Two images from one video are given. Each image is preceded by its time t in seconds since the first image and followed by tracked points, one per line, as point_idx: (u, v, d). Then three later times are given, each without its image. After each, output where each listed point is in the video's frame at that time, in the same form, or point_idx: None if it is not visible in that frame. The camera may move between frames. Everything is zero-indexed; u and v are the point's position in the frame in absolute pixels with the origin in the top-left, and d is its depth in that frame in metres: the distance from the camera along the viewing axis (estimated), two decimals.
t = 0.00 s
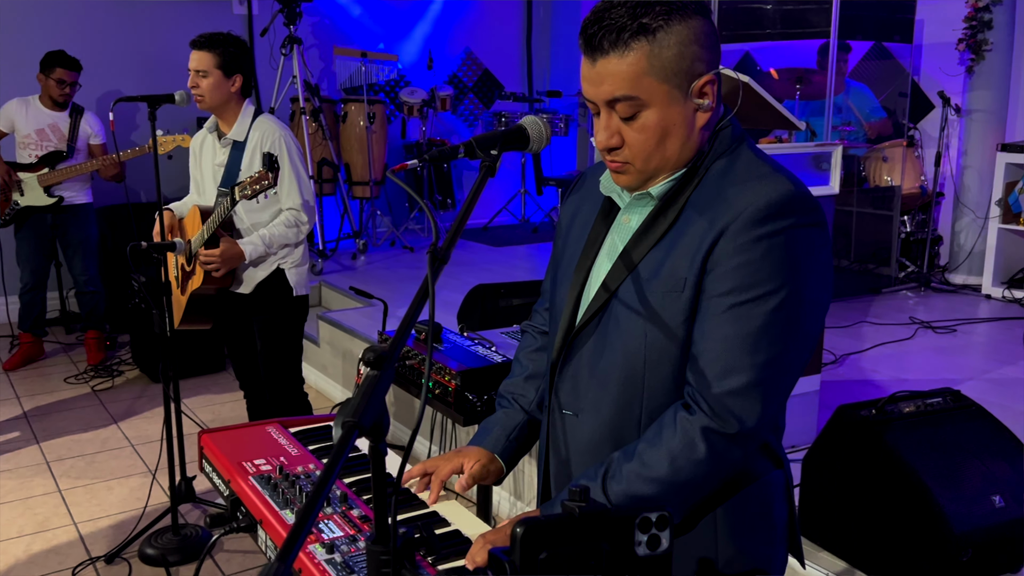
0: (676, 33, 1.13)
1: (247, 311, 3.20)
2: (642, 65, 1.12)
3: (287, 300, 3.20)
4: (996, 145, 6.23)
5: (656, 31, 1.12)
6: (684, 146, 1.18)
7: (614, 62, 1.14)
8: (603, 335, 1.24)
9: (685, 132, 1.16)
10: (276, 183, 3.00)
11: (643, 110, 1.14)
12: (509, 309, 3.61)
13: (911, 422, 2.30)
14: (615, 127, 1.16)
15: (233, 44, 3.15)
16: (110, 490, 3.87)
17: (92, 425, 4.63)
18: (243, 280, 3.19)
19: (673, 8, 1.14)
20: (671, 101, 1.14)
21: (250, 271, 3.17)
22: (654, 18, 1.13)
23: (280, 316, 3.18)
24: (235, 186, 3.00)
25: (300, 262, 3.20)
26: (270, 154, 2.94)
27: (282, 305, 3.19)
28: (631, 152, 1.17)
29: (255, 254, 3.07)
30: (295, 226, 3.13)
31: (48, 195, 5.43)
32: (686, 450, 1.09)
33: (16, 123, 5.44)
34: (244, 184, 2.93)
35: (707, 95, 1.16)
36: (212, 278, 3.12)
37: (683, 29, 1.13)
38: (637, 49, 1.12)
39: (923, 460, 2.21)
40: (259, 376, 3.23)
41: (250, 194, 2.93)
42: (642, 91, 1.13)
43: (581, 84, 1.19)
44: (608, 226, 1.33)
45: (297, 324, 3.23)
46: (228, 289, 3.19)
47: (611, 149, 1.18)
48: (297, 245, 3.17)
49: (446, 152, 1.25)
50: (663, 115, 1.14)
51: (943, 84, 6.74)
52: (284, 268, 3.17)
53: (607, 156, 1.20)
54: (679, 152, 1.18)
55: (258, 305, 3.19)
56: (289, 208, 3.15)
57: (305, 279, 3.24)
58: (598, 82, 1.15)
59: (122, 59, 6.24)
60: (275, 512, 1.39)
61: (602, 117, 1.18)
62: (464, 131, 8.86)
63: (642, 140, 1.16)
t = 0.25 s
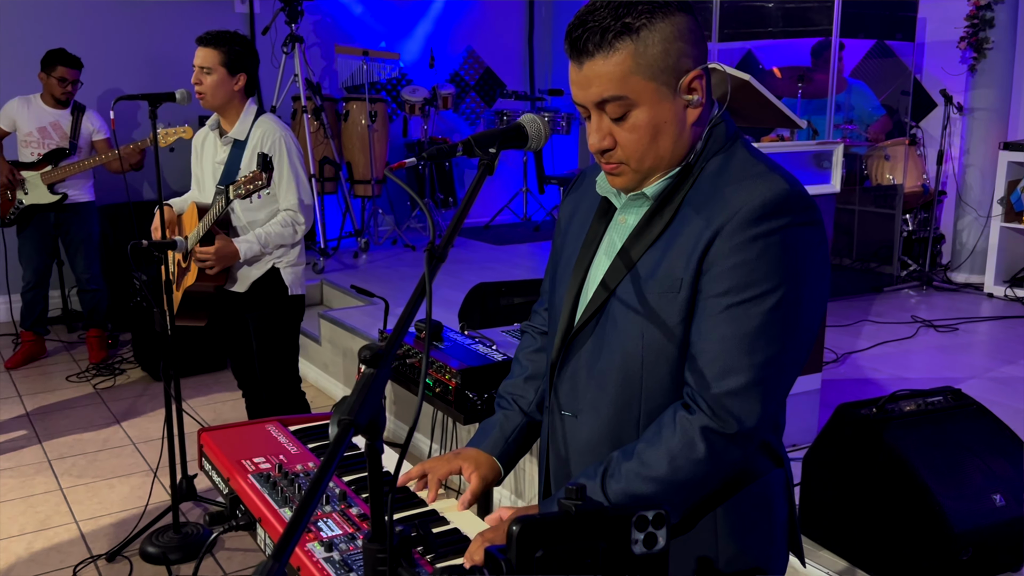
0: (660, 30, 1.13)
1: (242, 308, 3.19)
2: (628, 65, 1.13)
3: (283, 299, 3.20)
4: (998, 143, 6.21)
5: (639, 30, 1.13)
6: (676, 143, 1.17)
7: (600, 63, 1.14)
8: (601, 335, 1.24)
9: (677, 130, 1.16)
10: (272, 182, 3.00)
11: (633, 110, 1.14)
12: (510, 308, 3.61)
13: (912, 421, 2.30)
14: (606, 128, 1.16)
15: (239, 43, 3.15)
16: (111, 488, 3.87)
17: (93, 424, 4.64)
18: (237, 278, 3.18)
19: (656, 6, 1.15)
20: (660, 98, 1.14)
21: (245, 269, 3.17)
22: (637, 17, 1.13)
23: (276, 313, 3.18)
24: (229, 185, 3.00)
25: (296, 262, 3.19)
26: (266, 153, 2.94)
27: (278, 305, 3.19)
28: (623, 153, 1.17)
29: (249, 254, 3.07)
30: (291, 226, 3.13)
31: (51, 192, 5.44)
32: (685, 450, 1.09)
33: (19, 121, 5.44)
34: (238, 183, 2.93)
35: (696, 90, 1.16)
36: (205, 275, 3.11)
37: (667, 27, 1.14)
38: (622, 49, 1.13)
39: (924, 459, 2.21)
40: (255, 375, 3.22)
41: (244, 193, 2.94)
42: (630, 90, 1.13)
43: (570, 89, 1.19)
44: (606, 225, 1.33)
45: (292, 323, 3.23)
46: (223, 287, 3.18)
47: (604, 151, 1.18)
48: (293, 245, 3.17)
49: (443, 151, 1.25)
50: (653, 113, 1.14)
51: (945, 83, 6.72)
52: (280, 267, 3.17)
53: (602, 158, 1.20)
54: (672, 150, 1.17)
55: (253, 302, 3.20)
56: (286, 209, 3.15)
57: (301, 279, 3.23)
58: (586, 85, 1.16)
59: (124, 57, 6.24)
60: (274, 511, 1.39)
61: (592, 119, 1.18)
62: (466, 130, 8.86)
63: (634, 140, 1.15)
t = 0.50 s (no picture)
0: (657, 29, 1.13)
1: (240, 307, 3.19)
2: (627, 65, 1.12)
3: (283, 299, 3.20)
4: (1001, 142, 6.20)
5: (636, 30, 1.13)
6: (679, 141, 1.17)
7: (600, 65, 1.14)
8: (604, 337, 1.24)
9: (679, 128, 1.16)
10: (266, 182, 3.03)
11: (635, 109, 1.14)
12: (512, 307, 3.60)
13: (916, 420, 2.29)
14: (608, 129, 1.16)
15: (245, 42, 3.16)
16: (113, 487, 3.88)
17: (95, 422, 4.64)
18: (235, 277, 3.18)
19: (653, 5, 1.15)
20: (661, 96, 1.14)
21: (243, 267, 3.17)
22: (634, 17, 1.13)
23: (276, 312, 3.18)
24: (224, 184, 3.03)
25: (296, 262, 3.19)
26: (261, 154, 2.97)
27: (279, 305, 3.19)
28: (627, 152, 1.16)
29: (247, 253, 3.07)
30: (290, 226, 3.13)
31: (52, 191, 5.44)
32: (689, 449, 1.09)
33: (20, 121, 5.44)
34: (234, 182, 2.96)
35: (696, 88, 1.16)
36: (203, 273, 3.12)
37: (664, 25, 1.14)
38: (620, 49, 1.12)
39: (927, 458, 2.21)
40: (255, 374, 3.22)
41: (239, 192, 2.96)
42: (631, 89, 1.13)
43: (571, 92, 1.19)
44: (611, 225, 1.33)
45: (292, 322, 3.23)
46: (222, 285, 3.18)
47: (607, 152, 1.17)
48: (292, 246, 3.17)
49: (447, 151, 1.25)
50: (655, 112, 1.14)
51: (947, 82, 6.72)
52: (279, 267, 3.16)
53: (606, 160, 1.20)
54: (675, 148, 1.17)
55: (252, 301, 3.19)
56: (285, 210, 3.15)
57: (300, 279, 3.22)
58: (586, 87, 1.16)
59: (126, 56, 6.25)
60: (276, 511, 1.39)
61: (594, 120, 1.18)
62: (468, 129, 8.86)
63: (636, 140, 1.15)
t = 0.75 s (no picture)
0: (670, 26, 1.14)
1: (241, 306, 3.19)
2: (637, 59, 1.13)
3: (283, 299, 3.18)
4: (1002, 141, 6.20)
5: (649, 24, 1.13)
6: (685, 138, 1.17)
7: (610, 57, 1.14)
8: (616, 340, 1.23)
9: (685, 125, 1.16)
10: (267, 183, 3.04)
11: (641, 104, 1.14)
12: (514, 306, 3.60)
13: (920, 419, 2.29)
14: (615, 123, 1.16)
15: (248, 41, 3.15)
16: (115, 487, 3.88)
17: (97, 422, 4.64)
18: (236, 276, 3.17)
19: (666, 3, 1.16)
20: (668, 93, 1.14)
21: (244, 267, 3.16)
22: (648, 12, 1.14)
23: (275, 311, 3.17)
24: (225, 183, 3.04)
25: (297, 262, 3.18)
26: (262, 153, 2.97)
27: (279, 305, 3.17)
28: (632, 147, 1.17)
29: (248, 251, 3.07)
30: (291, 225, 3.12)
31: (53, 190, 5.43)
32: (722, 453, 1.07)
33: (21, 120, 5.44)
34: (235, 181, 2.97)
35: (705, 87, 1.15)
36: (204, 272, 3.12)
37: (677, 23, 1.14)
38: (632, 42, 1.13)
39: (931, 458, 2.20)
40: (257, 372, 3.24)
41: (240, 192, 2.97)
42: (639, 84, 1.13)
43: (581, 84, 1.20)
44: (618, 224, 1.33)
45: (293, 322, 3.22)
46: (223, 284, 3.18)
47: (612, 145, 1.18)
48: (293, 245, 3.16)
49: (453, 150, 1.25)
50: (661, 108, 1.14)
51: (949, 81, 6.71)
52: (280, 267, 3.16)
53: (610, 153, 1.20)
54: (681, 145, 1.17)
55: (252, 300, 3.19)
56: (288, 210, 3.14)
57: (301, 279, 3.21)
58: (596, 79, 1.16)
59: (127, 55, 6.24)
60: (282, 511, 1.39)
61: (602, 114, 1.18)
62: (468, 128, 8.86)
63: (642, 135, 1.15)
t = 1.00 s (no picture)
0: (683, 23, 1.13)
1: (245, 305, 3.19)
2: (650, 55, 1.13)
3: (287, 297, 3.18)
4: (1004, 140, 6.20)
5: (662, 21, 1.13)
6: (697, 135, 1.17)
7: (622, 54, 1.14)
8: (632, 342, 1.23)
9: (698, 121, 1.16)
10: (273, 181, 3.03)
11: (653, 101, 1.14)
12: (516, 306, 3.60)
13: (926, 419, 2.29)
14: (627, 120, 1.16)
15: (251, 40, 3.14)
16: (117, 486, 3.87)
17: (97, 421, 4.63)
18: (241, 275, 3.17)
19: None
20: (680, 91, 1.14)
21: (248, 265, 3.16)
22: (661, 9, 1.14)
23: (279, 310, 3.16)
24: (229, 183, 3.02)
25: (301, 260, 3.17)
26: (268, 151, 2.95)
27: (283, 304, 3.17)
28: (644, 144, 1.17)
29: (254, 249, 3.07)
30: (297, 223, 3.10)
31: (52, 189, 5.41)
32: (758, 456, 1.06)
33: (20, 119, 5.43)
34: (241, 180, 2.96)
35: (717, 85, 1.15)
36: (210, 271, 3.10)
37: (691, 20, 1.14)
38: (645, 39, 1.13)
39: (937, 457, 2.20)
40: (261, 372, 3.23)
41: (247, 191, 2.96)
42: (651, 81, 1.13)
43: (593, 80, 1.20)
44: (629, 222, 1.33)
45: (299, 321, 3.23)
46: (227, 283, 3.18)
47: (624, 142, 1.18)
48: (298, 243, 3.15)
49: (464, 148, 1.24)
50: (673, 105, 1.14)
51: (950, 80, 6.71)
52: (284, 265, 3.15)
53: (622, 150, 1.20)
54: (693, 142, 1.17)
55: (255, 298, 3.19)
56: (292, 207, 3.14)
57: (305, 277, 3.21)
58: (608, 75, 1.16)
59: (127, 53, 6.23)
60: (291, 510, 1.39)
61: (613, 111, 1.18)
62: (469, 126, 8.85)
63: (653, 132, 1.15)
